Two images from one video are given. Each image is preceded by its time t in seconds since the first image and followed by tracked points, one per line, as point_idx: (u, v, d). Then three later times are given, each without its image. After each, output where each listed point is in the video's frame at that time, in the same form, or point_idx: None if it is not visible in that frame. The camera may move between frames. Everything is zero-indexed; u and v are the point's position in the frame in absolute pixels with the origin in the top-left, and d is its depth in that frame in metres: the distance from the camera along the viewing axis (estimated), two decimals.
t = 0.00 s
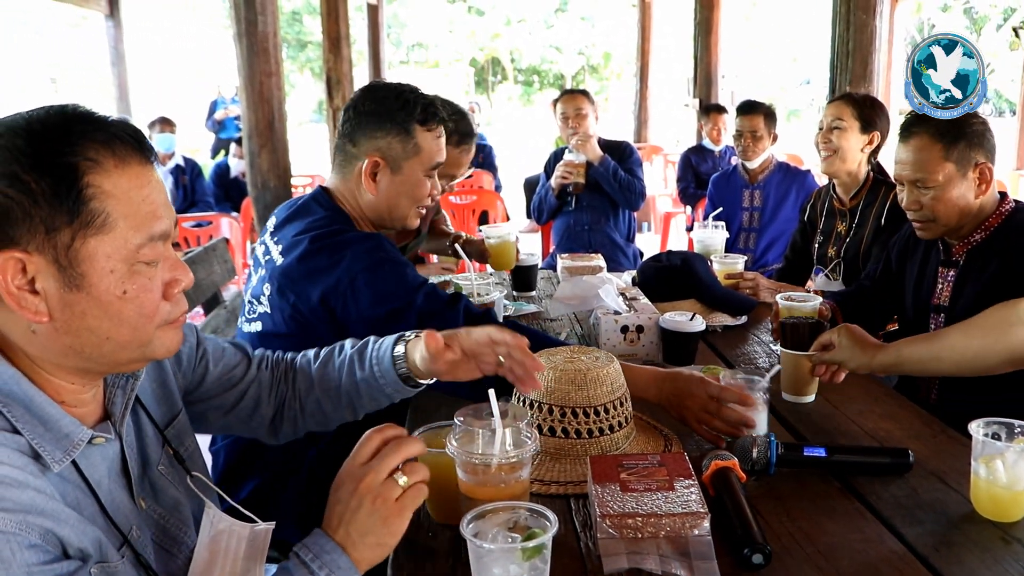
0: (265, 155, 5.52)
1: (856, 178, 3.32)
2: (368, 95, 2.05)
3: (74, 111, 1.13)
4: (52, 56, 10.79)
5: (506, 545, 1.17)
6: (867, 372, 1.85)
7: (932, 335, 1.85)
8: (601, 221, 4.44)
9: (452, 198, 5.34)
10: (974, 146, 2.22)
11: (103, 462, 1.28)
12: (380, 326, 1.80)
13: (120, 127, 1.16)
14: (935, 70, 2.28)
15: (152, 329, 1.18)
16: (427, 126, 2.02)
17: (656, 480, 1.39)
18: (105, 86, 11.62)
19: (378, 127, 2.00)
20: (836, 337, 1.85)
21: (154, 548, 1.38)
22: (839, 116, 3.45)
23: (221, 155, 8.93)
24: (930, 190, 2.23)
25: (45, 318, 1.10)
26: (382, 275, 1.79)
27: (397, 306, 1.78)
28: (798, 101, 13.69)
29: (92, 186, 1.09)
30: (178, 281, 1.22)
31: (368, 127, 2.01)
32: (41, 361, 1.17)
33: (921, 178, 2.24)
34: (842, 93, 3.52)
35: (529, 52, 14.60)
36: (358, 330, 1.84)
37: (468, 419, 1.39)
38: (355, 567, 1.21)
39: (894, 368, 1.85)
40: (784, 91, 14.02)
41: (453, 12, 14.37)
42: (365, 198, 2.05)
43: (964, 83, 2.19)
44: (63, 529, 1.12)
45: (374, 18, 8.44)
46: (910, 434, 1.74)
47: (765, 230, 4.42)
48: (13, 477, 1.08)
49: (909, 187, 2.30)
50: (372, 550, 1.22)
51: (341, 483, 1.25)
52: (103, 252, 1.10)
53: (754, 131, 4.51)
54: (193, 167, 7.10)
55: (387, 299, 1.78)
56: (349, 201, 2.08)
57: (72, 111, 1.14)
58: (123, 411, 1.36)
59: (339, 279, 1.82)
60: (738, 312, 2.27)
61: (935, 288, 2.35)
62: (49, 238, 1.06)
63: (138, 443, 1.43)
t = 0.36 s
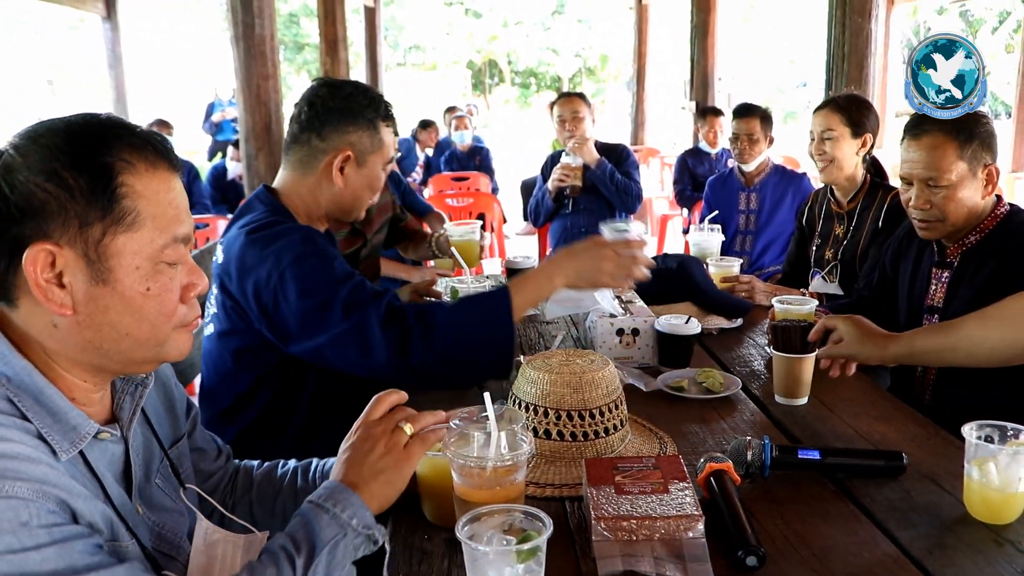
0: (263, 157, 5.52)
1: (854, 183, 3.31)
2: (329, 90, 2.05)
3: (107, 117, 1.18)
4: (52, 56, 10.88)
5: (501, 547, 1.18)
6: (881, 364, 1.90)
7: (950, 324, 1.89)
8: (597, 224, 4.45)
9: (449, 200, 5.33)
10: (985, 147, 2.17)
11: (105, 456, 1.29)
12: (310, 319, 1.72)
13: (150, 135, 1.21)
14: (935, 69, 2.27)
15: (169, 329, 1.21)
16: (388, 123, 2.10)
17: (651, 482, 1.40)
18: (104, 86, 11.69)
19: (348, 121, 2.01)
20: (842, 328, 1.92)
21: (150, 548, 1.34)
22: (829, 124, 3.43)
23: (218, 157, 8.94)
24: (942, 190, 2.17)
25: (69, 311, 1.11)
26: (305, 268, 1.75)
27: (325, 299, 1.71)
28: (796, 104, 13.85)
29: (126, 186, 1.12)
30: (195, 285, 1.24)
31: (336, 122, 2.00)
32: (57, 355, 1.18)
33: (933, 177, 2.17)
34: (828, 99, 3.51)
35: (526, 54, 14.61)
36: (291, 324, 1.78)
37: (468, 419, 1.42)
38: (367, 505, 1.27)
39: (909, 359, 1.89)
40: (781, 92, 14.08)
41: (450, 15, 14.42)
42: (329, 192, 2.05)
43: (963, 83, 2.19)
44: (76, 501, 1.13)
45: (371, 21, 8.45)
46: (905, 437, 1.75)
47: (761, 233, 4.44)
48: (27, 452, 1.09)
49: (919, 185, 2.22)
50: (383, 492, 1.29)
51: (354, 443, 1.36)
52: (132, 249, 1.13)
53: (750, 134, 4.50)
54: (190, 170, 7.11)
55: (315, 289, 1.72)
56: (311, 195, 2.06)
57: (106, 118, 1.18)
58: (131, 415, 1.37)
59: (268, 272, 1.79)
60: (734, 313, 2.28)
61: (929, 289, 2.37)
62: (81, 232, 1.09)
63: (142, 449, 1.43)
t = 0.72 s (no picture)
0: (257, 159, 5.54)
1: (850, 184, 3.28)
2: (281, 88, 2.25)
3: (128, 119, 1.25)
4: (51, 56, 11.00)
5: (491, 547, 1.19)
6: None
7: None
8: (591, 225, 4.46)
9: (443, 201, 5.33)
10: (988, 150, 2.18)
11: (105, 444, 1.29)
12: (242, 283, 1.97)
13: (165, 137, 1.28)
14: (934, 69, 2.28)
15: (176, 320, 1.27)
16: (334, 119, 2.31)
17: (641, 483, 1.41)
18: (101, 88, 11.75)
19: (298, 116, 2.20)
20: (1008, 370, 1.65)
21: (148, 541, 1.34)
22: (817, 133, 3.34)
23: (213, 159, 8.95)
24: (943, 185, 2.17)
25: (85, 295, 1.15)
26: (236, 240, 2.02)
27: (255, 263, 1.98)
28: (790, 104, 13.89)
29: (146, 179, 1.19)
30: (202, 281, 1.33)
31: (287, 115, 2.20)
32: (67, 342, 1.20)
33: (935, 171, 2.18)
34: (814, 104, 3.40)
35: (521, 55, 14.63)
36: (226, 296, 2.01)
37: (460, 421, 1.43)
38: (368, 480, 1.34)
39: None
40: (775, 93, 14.13)
41: (445, 16, 14.42)
42: (282, 181, 2.23)
43: (962, 83, 2.16)
44: (80, 478, 1.14)
45: (365, 22, 8.45)
46: (897, 437, 1.75)
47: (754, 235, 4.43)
48: (32, 432, 1.10)
49: (920, 177, 2.22)
50: (383, 470, 1.36)
51: (357, 429, 1.44)
52: (149, 237, 1.19)
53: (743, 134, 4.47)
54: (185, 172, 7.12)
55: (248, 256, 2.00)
56: (264, 185, 2.24)
57: (131, 121, 1.26)
58: (130, 409, 1.37)
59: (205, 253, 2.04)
60: (725, 314, 2.29)
61: (924, 289, 2.39)
62: (102, 218, 1.14)
63: (143, 443, 1.42)
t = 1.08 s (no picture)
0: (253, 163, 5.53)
1: (849, 183, 3.29)
2: (249, 93, 2.26)
3: (128, 126, 1.26)
4: (51, 57, 11.05)
5: (488, 549, 1.19)
6: None
7: None
8: (587, 228, 4.46)
9: (439, 204, 5.27)
10: (983, 156, 2.16)
11: (107, 441, 1.29)
12: (234, 303, 2.05)
13: (164, 143, 1.29)
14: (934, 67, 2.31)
15: (175, 321, 1.27)
16: (305, 124, 2.32)
17: (637, 484, 1.42)
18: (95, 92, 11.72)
19: (265, 120, 2.21)
20: None
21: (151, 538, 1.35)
22: (806, 138, 3.32)
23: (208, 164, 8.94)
24: (927, 184, 2.21)
25: (88, 293, 1.16)
26: (233, 257, 2.06)
27: (248, 286, 2.05)
28: (784, 105, 13.93)
29: (146, 181, 1.20)
30: (200, 282, 1.34)
31: (255, 120, 2.21)
32: (69, 342, 1.21)
33: (923, 170, 2.21)
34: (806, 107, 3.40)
35: (516, 58, 14.70)
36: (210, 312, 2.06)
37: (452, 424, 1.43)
38: (372, 477, 1.35)
39: None
40: (769, 94, 14.17)
41: (440, 19, 14.45)
42: (251, 186, 2.24)
43: (962, 83, 2.18)
44: (83, 472, 1.15)
45: (360, 26, 8.45)
46: (892, 437, 1.76)
47: (751, 234, 4.46)
48: (36, 428, 1.10)
49: (910, 173, 2.27)
50: (388, 466, 1.38)
51: (361, 430, 1.46)
52: (149, 238, 1.19)
53: (738, 136, 4.46)
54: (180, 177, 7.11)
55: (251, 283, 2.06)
56: (235, 190, 2.25)
57: (131, 127, 1.27)
58: (132, 409, 1.37)
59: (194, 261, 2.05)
60: (721, 315, 2.31)
61: (924, 289, 2.39)
62: (104, 219, 1.15)
63: (145, 444, 1.42)
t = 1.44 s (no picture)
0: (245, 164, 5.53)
1: (846, 180, 3.28)
2: (246, 95, 2.26)
3: (127, 127, 1.27)
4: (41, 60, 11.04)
5: (482, 546, 1.20)
6: None
7: None
8: (580, 227, 4.47)
9: (430, 204, 5.34)
10: (979, 154, 2.18)
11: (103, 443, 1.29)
12: (240, 310, 2.06)
13: (161, 145, 1.30)
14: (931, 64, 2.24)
15: (173, 319, 1.28)
16: (302, 126, 2.31)
17: (631, 481, 1.43)
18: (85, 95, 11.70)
19: (261, 122, 2.21)
20: None
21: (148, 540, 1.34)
22: (810, 132, 3.38)
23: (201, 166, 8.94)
24: (919, 174, 2.26)
25: (88, 291, 1.17)
26: (235, 263, 2.07)
27: (256, 294, 2.07)
28: (776, 104, 13.95)
29: (146, 180, 1.21)
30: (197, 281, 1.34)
31: (251, 122, 2.21)
32: (67, 343, 1.21)
33: (916, 160, 2.27)
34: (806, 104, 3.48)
35: (507, 57, 14.69)
36: (212, 319, 2.06)
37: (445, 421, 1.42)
38: (359, 477, 1.34)
39: None
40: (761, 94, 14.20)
41: (431, 20, 14.47)
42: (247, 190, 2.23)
43: (962, 83, 2.15)
44: (77, 476, 1.15)
45: (352, 27, 8.45)
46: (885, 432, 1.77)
47: (743, 233, 4.49)
48: (31, 430, 1.10)
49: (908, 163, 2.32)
50: (374, 468, 1.37)
51: (357, 426, 1.46)
52: (149, 235, 1.20)
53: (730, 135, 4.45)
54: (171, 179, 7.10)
55: (251, 291, 2.07)
56: (231, 193, 2.24)
57: (128, 128, 1.28)
58: (128, 410, 1.37)
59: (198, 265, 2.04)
60: (715, 313, 2.29)
61: (920, 285, 2.40)
62: (103, 217, 1.16)
63: (140, 445, 1.42)
